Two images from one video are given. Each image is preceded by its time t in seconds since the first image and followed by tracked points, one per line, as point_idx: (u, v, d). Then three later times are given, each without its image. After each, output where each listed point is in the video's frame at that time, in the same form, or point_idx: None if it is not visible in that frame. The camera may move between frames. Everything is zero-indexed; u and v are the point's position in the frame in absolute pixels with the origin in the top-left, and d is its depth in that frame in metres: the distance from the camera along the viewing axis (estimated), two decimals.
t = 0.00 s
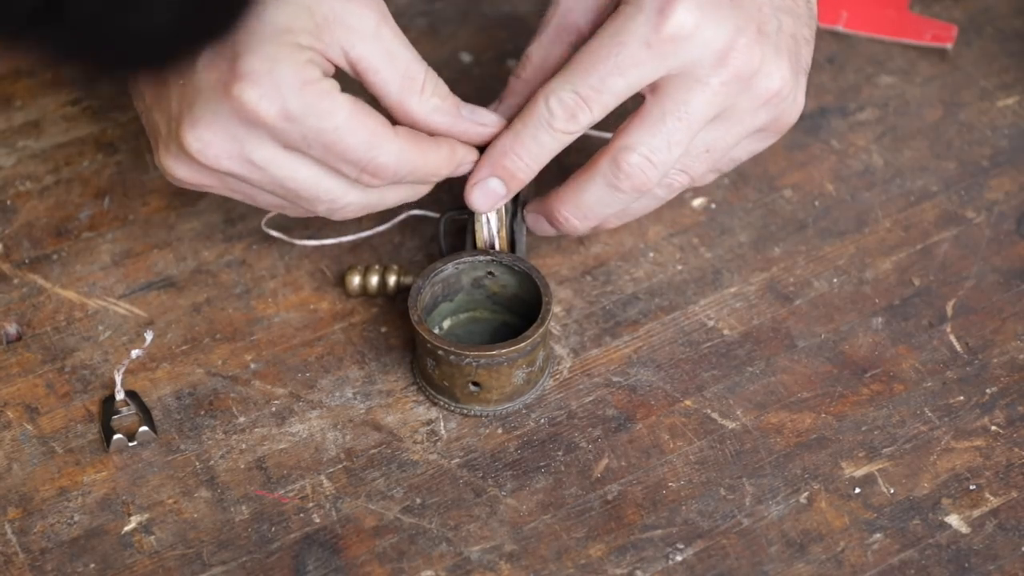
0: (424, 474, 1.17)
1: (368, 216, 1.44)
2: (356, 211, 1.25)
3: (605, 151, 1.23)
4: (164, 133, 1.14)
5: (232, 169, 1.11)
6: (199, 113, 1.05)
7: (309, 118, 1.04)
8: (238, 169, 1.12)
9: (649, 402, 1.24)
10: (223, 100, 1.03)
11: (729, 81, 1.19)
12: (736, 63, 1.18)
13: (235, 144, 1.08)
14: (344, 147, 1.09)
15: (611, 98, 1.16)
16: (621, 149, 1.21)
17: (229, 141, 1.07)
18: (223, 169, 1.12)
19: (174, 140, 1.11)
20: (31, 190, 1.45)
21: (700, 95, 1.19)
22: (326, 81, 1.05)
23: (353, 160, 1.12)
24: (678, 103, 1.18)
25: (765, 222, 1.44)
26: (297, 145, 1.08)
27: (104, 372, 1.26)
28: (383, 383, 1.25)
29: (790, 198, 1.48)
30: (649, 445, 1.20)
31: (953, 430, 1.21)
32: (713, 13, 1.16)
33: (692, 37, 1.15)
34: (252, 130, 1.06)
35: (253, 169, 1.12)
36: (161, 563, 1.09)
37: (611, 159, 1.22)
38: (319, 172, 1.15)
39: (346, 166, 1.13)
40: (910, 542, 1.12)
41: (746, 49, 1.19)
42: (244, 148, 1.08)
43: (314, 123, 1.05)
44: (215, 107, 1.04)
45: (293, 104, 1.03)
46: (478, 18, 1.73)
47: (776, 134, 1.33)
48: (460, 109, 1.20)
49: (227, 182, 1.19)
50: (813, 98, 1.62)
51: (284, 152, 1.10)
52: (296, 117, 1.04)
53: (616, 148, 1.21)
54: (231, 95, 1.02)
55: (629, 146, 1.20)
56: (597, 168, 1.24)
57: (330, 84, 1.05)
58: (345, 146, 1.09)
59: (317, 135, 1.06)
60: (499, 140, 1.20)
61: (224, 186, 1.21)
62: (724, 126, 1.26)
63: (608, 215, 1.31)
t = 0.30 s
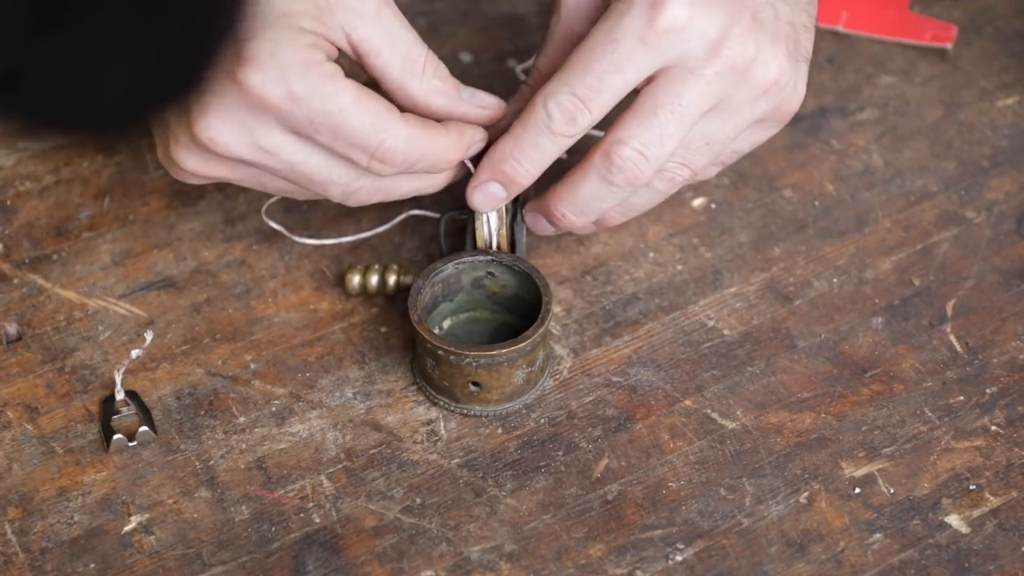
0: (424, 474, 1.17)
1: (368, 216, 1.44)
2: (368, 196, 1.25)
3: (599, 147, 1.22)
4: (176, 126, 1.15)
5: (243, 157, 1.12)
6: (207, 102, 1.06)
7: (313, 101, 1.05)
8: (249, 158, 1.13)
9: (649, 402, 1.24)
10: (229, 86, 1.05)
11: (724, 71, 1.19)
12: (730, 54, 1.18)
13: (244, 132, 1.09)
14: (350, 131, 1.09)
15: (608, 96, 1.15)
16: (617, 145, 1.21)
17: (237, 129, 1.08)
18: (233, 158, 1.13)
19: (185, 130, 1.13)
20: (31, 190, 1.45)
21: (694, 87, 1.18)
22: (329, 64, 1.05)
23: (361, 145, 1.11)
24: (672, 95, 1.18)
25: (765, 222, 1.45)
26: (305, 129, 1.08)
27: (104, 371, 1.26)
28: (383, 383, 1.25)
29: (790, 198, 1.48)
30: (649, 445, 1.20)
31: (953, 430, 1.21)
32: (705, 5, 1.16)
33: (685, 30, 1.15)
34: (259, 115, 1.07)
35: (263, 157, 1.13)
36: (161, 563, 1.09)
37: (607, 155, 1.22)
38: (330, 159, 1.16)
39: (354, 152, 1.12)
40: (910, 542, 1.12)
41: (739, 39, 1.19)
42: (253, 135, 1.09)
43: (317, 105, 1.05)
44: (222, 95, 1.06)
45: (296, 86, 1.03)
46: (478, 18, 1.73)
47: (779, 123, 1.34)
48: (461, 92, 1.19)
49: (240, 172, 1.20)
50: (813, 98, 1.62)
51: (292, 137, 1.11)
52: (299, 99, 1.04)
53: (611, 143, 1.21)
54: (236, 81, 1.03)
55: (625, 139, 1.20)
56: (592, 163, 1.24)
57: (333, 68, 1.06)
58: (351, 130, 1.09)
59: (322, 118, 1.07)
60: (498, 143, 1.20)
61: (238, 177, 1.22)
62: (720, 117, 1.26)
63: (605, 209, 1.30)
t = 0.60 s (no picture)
0: (424, 474, 1.17)
1: (368, 216, 1.44)
2: (364, 196, 1.24)
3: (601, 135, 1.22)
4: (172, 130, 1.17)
5: (238, 160, 1.13)
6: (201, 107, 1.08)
7: (302, 102, 1.05)
8: (244, 161, 1.13)
9: (649, 402, 1.24)
10: (220, 91, 1.06)
11: (723, 57, 1.19)
12: (729, 39, 1.18)
13: (238, 136, 1.10)
14: (342, 131, 1.08)
15: (606, 83, 1.15)
16: (618, 133, 1.21)
17: (230, 133, 1.09)
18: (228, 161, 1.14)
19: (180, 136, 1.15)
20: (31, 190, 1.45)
21: (693, 73, 1.18)
22: (318, 64, 1.05)
23: (353, 145, 1.11)
24: (672, 83, 1.18)
25: (765, 222, 1.44)
26: (297, 130, 1.08)
27: (104, 372, 1.26)
28: (383, 383, 1.25)
29: (790, 198, 1.48)
30: (649, 445, 1.20)
31: (953, 430, 1.21)
32: None
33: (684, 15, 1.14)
34: (251, 118, 1.07)
35: (257, 160, 1.13)
36: (161, 563, 1.09)
37: (608, 143, 1.22)
38: (325, 160, 1.16)
39: (346, 151, 1.12)
40: (910, 542, 1.12)
41: (738, 24, 1.18)
42: (246, 139, 1.10)
43: (308, 106, 1.05)
44: (214, 101, 1.07)
45: (286, 88, 1.03)
46: (478, 18, 1.73)
47: (779, 108, 1.34)
48: (454, 85, 1.17)
49: (237, 173, 1.21)
50: (813, 98, 1.62)
51: (286, 139, 1.11)
52: (289, 101, 1.04)
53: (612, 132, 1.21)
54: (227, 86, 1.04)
55: (625, 127, 1.20)
56: (594, 153, 1.24)
57: (322, 68, 1.05)
58: (343, 130, 1.08)
59: (313, 119, 1.06)
60: (497, 133, 1.20)
61: (236, 178, 1.23)
62: (721, 102, 1.26)
63: (608, 199, 1.30)
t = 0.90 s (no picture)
0: (424, 474, 1.17)
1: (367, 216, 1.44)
2: (338, 217, 1.28)
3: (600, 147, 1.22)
4: (151, 148, 1.23)
5: (213, 177, 1.18)
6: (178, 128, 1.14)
7: (270, 122, 1.09)
8: (219, 179, 1.19)
9: (649, 402, 1.24)
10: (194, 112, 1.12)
11: (723, 69, 1.19)
12: (729, 51, 1.18)
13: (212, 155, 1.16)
14: (309, 152, 1.12)
15: (606, 97, 1.16)
16: (617, 145, 1.21)
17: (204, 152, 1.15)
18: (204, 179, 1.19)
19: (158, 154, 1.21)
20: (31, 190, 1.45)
21: (693, 86, 1.19)
22: (287, 86, 1.10)
23: (321, 165, 1.14)
24: (672, 96, 1.18)
25: (765, 222, 1.44)
26: (267, 150, 1.13)
27: (104, 372, 1.26)
28: (383, 383, 1.25)
29: (790, 198, 1.48)
30: (649, 445, 1.20)
31: (953, 430, 1.21)
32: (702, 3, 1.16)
33: (684, 29, 1.14)
34: (223, 138, 1.13)
35: (231, 178, 1.19)
36: (161, 563, 1.09)
37: (608, 155, 1.22)
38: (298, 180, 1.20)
39: (315, 172, 1.15)
40: (910, 542, 1.12)
41: (738, 36, 1.18)
42: (219, 157, 1.16)
43: (275, 127, 1.10)
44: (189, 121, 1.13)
45: (253, 109, 1.08)
46: (479, 18, 1.73)
47: (778, 112, 1.34)
48: (427, 98, 1.20)
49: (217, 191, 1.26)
50: (813, 98, 1.62)
51: (257, 159, 1.16)
52: (257, 122, 1.09)
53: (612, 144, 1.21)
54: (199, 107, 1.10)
55: (625, 140, 1.20)
56: (593, 164, 1.24)
57: (290, 89, 1.10)
58: (310, 150, 1.12)
59: (281, 139, 1.11)
60: (497, 146, 1.20)
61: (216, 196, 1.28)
62: (721, 112, 1.26)
63: (607, 208, 1.30)
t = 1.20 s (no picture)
0: (424, 474, 1.17)
1: (367, 216, 1.44)
2: (329, 214, 1.29)
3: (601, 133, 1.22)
4: (139, 159, 1.23)
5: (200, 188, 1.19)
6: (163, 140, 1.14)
7: (255, 136, 1.10)
8: (206, 188, 1.20)
9: (649, 402, 1.24)
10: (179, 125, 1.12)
11: (723, 53, 1.19)
12: (728, 34, 1.18)
13: (198, 166, 1.16)
14: (295, 163, 1.13)
15: (604, 79, 1.16)
16: (618, 130, 1.21)
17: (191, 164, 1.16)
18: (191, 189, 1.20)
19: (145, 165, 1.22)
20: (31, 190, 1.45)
21: (693, 69, 1.18)
22: (272, 99, 1.10)
23: (307, 176, 1.15)
24: (672, 79, 1.18)
25: (765, 222, 1.44)
26: (253, 162, 1.14)
27: (104, 372, 1.26)
28: (383, 383, 1.25)
29: (790, 198, 1.48)
30: (649, 445, 1.20)
31: (953, 430, 1.21)
32: None
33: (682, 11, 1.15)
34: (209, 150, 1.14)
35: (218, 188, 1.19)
36: (161, 563, 1.09)
37: (609, 141, 1.22)
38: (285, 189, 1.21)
39: (301, 182, 1.16)
40: (910, 542, 1.12)
41: (737, 21, 1.19)
42: (206, 169, 1.16)
43: (261, 140, 1.10)
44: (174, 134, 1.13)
45: (239, 123, 1.09)
46: (479, 18, 1.73)
47: (782, 99, 1.34)
48: (416, 104, 1.20)
49: (205, 199, 1.27)
50: (813, 98, 1.62)
51: (244, 169, 1.17)
52: (242, 136, 1.10)
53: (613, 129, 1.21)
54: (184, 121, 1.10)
55: (625, 124, 1.20)
56: (595, 150, 1.24)
57: (276, 102, 1.10)
58: (296, 162, 1.13)
59: (267, 152, 1.11)
60: (496, 130, 1.20)
61: (205, 203, 1.29)
62: (722, 99, 1.25)
63: (610, 197, 1.30)
